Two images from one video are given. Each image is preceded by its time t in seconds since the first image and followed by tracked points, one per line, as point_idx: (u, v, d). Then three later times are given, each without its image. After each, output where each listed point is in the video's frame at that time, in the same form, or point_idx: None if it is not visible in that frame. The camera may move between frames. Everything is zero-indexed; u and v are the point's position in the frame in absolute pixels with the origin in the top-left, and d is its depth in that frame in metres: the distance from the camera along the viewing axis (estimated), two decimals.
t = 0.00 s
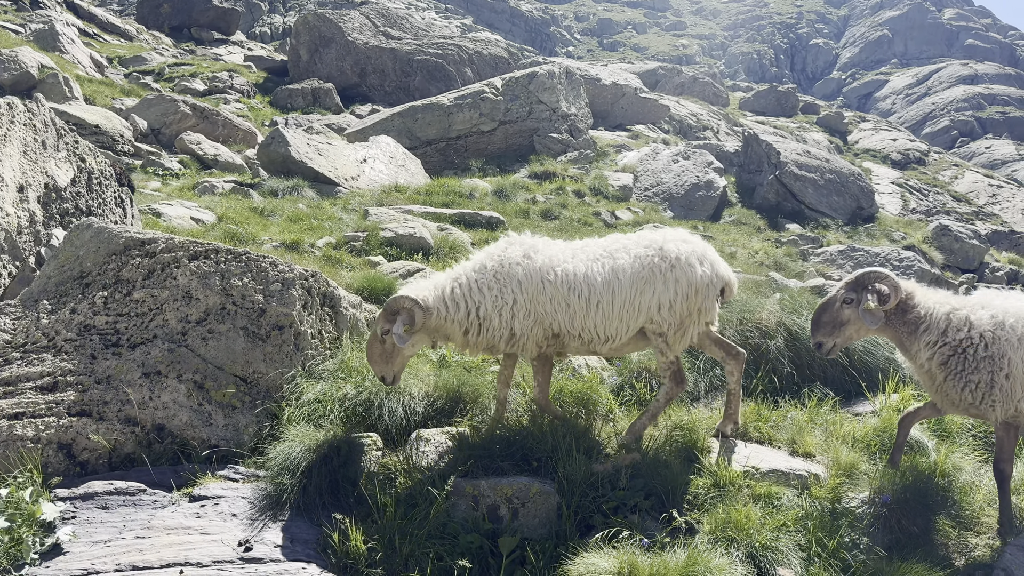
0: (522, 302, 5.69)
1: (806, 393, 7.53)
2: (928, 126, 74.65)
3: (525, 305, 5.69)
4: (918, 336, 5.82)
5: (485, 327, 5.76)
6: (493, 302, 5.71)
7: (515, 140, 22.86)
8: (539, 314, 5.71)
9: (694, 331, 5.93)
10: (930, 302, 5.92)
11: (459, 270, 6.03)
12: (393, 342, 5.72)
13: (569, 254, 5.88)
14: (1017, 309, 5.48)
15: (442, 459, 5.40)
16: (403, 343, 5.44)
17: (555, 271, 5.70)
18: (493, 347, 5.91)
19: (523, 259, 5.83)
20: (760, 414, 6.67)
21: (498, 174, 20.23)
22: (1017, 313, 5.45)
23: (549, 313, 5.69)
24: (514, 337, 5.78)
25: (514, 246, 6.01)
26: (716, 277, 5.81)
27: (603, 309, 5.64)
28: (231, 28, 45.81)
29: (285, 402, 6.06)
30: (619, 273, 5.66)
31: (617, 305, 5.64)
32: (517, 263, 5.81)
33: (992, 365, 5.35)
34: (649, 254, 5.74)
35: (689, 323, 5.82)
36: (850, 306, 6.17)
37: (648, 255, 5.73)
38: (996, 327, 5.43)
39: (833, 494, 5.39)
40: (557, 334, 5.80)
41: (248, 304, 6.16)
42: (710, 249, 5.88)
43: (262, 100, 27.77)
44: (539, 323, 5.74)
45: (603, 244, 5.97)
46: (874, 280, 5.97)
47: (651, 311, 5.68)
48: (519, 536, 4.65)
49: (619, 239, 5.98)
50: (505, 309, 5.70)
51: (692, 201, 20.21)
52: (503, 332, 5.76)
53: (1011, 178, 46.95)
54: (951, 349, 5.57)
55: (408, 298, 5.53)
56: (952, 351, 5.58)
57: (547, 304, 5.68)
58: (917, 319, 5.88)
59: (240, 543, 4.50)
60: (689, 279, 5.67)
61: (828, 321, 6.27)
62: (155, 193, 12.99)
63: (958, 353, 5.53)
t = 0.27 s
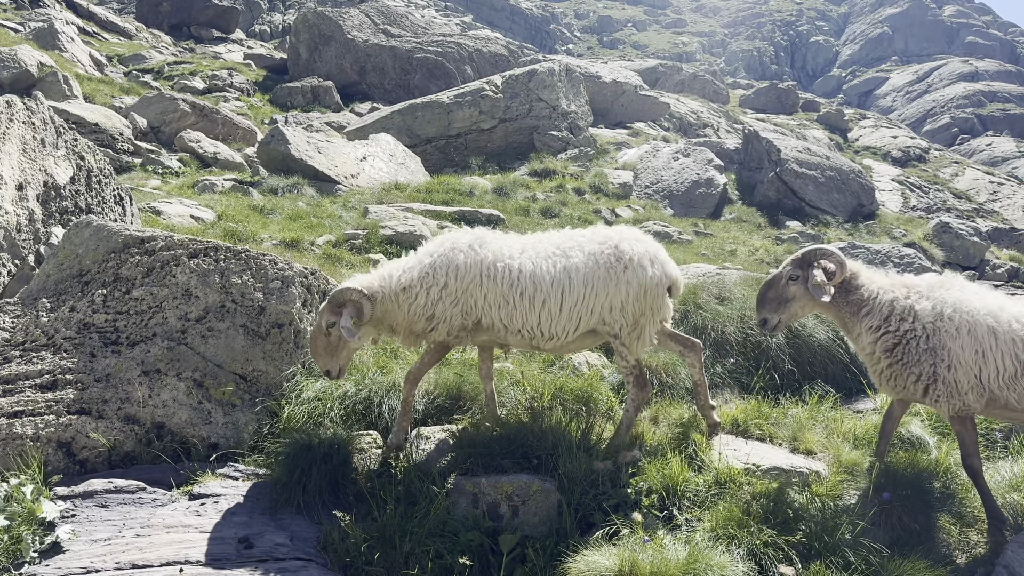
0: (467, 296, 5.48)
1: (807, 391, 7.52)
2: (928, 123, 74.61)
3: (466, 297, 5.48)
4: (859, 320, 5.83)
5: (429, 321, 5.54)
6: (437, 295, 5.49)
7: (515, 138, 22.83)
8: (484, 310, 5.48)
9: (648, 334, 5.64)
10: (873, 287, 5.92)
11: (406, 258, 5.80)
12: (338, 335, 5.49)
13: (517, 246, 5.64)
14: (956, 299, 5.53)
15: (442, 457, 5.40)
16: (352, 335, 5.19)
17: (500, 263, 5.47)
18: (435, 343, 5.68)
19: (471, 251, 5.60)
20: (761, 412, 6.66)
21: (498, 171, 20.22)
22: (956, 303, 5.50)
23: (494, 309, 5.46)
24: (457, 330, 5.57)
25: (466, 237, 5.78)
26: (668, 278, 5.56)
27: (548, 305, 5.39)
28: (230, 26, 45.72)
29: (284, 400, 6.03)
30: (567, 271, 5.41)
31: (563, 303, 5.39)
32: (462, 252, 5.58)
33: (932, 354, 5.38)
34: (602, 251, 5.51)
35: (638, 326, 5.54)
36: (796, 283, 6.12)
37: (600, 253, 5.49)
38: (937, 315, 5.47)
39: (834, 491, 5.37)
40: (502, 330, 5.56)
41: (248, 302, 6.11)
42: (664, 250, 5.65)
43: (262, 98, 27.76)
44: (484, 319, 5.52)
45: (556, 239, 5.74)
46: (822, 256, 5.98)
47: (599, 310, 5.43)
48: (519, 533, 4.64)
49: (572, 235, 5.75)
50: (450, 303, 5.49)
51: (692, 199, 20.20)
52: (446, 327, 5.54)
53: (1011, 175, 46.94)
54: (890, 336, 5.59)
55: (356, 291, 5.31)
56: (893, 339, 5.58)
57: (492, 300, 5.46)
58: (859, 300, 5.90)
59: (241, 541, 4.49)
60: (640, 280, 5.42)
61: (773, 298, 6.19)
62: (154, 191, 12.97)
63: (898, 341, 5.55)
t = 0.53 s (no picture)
0: (416, 309, 5.37)
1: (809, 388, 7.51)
2: (929, 121, 74.55)
3: (416, 308, 5.36)
4: (792, 298, 6.06)
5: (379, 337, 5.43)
6: (385, 309, 5.37)
7: (516, 136, 22.82)
8: (436, 319, 5.38)
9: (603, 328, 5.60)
10: (809, 265, 6.16)
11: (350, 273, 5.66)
12: (285, 354, 5.41)
13: (463, 250, 5.51)
14: (886, 273, 5.79)
15: (443, 454, 5.39)
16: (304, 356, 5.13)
17: (447, 270, 5.34)
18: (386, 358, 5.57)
19: (415, 261, 5.48)
20: (763, 410, 6.65)
21: (499, 169, 20.21)
22: (886, 277, 5.76)
23: (447, 316, 5.36)
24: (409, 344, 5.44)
25: (407, 247, 5.66)
26: (616, 272, 5.55)
27: (502, 307, 5.31)
28: (230, 25, 45.71)
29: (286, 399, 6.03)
30: (520, 267, 5.32)
31: (519, 303, 5.30)
32: (407, 265, 5.47)
33: (860, 325, 5.64)
34: (552, 244, 5.45)
35: (595, 318, 5.51)
36: (731, 274, 6.35)
37: (550, 247, 5.44)
38: (868, 288, 5.72)
39: (837, 489, 5.36)
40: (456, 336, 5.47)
41: (249, 301, 6.13)
42: (610, 243, 5.63)
43: (262, 97, 27.75)
44: (435, 328, 5.43)
45: (503, 237, 5.64)
46: (754, 246, 6.19)
47: (555, 305, 5.38)
48: (521, 531, 4.63)
49: (517, 230, 5.69)
50: (397, 316, 5.36)
51: (693, 197, 20.19)
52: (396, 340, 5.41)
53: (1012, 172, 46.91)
54: (824, 311, 5.83)
55: (300, 309, 5.20)
56: (825, 312, 5.83)
57: (442, 308, 5.34)
58: (792, 282, 6.12)
59: (242, 540, 4.48)
60: (591, 273, 5.39)
61: (711, 290, 6.45)
62: (156, 189, 12.98)
63: (830, 312, 5.80)
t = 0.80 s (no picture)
0: (350, 327, 5.24)
1: (812, 387, 7.48)
2: (931, 119, 74.45)
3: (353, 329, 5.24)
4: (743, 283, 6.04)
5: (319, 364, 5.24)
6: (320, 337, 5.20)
7: (517, 134, 22.81)
8: (372, 338, 5.28)
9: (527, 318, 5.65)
10: (755, 253, 6.14)
11: (271, 298, 5.45)
12: (199, 375, 5.05)
13: (384, 270, 5.47)
14: (836, 252, 5.82)
15: (445, 454, 5.38)
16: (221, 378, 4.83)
17: (378, 288, 5.30)
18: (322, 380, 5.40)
19: (341, 284, 5.37)
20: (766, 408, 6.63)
21: (501, 168, 20.19)
22: (837, 256, 5.78)
23: (382, 334, 5.28)
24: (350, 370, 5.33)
25: (328, 271, 5.54)
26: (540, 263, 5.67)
27: (432, 316, 5.32)
28: (232, 23, 45.67)
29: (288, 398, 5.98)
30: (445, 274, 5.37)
31: (444, 310, 5.33)
32: (336, 288, 5.34)
33: (811, 301, 5.64)
34: (460, 247, 5.54)
35: (519, 311, 5.60)
36: (679, 268, 6.29)
37: (460, 249, 5.51)
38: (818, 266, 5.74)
39: (839, 487, 5.35)
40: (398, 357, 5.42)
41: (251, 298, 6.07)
42: (523, 233, 5.72)
43: (264, 95, 27.75)
44: (375, 348, 5.32)
45: (421, 249, 5.67)
46: (699, 239, 6.17)
47: (480, 304, 5.43)
48: (523, 531, 4.62)
49: (429, 243, 5.72)
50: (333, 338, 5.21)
51: (695, 195, 20.17)
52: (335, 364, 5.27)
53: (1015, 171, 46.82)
54: (775, 291, 5.82)
55: (216, 329, 4.87)
56: (777, 290, 5.82)
57: (378, 325, 5.27)
58: (742, 268, 6.12)
59: (244, 539, 4.47)
60: (512, 264, 5.46)
61: (659, 285, 6.36)
62: (157, 188, 12.98)
63: (780, 289, 5.80)
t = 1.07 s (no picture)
0: (263, 313, 5.11)
1: (814, 386, 7.46)
2: (934, 117, 74.35)
3: (265, 316, 5.11)
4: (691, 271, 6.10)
5: (222, 342, 5.16)
6: (235, 318, 5.12)
7: (519, 133, 22.80)
8: (285, 327, 5.13)
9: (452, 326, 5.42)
10: (711, 237, 6.17)
11: (196, 279, 5.36)
12: (115, 360, 5.04)
13: (309, 259, 5.26)
14: (791, 231, 5.84)
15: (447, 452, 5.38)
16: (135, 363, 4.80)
17: (296, 277, 5.12)
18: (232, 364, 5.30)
19: (262, 267, 5.24)
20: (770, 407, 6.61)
21: (502, 167, 20.18)
22: (791, 235, 5.81)
23: (293, 323, 5.12)
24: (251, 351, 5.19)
25: (255, 254, 5.40)
26: (468, 270, 5.34)
27: (348, 313, 5.12)
28: (233, 22, 45.67)
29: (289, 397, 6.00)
30: (362, 273, 5.12)
31: (364, 311, 5.13)
32: (256, 272, 5.22)
33: (759, 279, 5.68)
34: (389, 249, 5.23)
35: (439, 320, 5.32)
36: (623, 284, 6.47)
37: (389, 251, 5.21)
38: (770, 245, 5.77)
39: (841, 486, 5.34)
40: (303, 347, 5.26)
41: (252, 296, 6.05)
42: (458, 238, 5.42)
43: (266, 94, 27.76)
44: (286, 336, 5.17)
45: (347, 241, 5.41)
46: (636, 252, 6.23)
47: (398, 306, 5.16)
48: (525, 529, 4.63)
49: (361, 235, 5.42)
50: (247, 324, 5.12)
51: (697, 194, 20.16)
52: (246, 349, 5.18)
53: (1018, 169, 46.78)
54: (724, 270, 5.86)
55: (131, 312, 4.81)
56: (727, 268, 5.87)
57: (290, 317, 5.12)
58: (684, 265, 6.20)
59: (246, 537, 4.47)
60: (436, 271, 5.18)
61: (610, 303, 6.58)
62: (158, 187, 12.99)
63: (730, 267, 5.85)
